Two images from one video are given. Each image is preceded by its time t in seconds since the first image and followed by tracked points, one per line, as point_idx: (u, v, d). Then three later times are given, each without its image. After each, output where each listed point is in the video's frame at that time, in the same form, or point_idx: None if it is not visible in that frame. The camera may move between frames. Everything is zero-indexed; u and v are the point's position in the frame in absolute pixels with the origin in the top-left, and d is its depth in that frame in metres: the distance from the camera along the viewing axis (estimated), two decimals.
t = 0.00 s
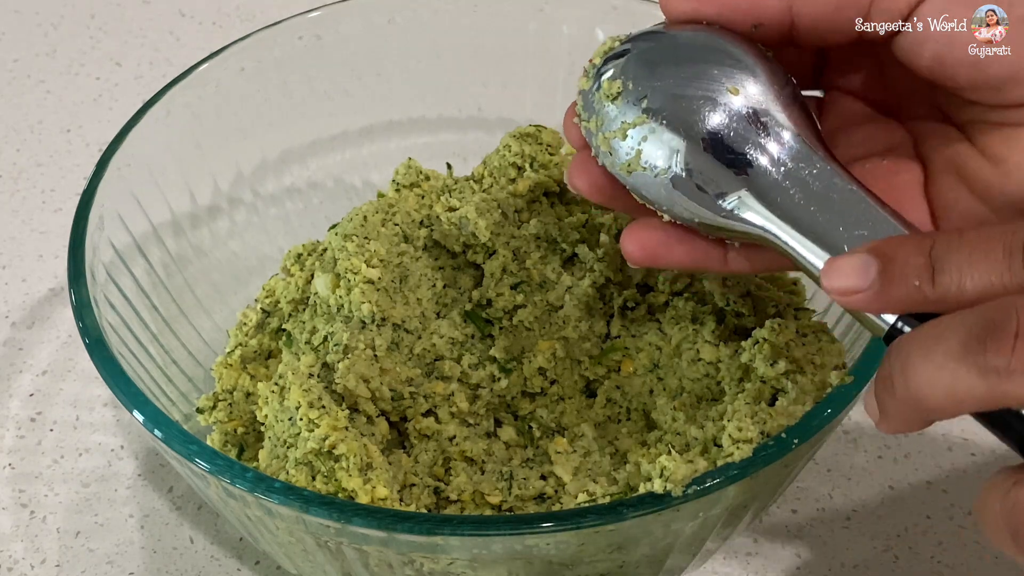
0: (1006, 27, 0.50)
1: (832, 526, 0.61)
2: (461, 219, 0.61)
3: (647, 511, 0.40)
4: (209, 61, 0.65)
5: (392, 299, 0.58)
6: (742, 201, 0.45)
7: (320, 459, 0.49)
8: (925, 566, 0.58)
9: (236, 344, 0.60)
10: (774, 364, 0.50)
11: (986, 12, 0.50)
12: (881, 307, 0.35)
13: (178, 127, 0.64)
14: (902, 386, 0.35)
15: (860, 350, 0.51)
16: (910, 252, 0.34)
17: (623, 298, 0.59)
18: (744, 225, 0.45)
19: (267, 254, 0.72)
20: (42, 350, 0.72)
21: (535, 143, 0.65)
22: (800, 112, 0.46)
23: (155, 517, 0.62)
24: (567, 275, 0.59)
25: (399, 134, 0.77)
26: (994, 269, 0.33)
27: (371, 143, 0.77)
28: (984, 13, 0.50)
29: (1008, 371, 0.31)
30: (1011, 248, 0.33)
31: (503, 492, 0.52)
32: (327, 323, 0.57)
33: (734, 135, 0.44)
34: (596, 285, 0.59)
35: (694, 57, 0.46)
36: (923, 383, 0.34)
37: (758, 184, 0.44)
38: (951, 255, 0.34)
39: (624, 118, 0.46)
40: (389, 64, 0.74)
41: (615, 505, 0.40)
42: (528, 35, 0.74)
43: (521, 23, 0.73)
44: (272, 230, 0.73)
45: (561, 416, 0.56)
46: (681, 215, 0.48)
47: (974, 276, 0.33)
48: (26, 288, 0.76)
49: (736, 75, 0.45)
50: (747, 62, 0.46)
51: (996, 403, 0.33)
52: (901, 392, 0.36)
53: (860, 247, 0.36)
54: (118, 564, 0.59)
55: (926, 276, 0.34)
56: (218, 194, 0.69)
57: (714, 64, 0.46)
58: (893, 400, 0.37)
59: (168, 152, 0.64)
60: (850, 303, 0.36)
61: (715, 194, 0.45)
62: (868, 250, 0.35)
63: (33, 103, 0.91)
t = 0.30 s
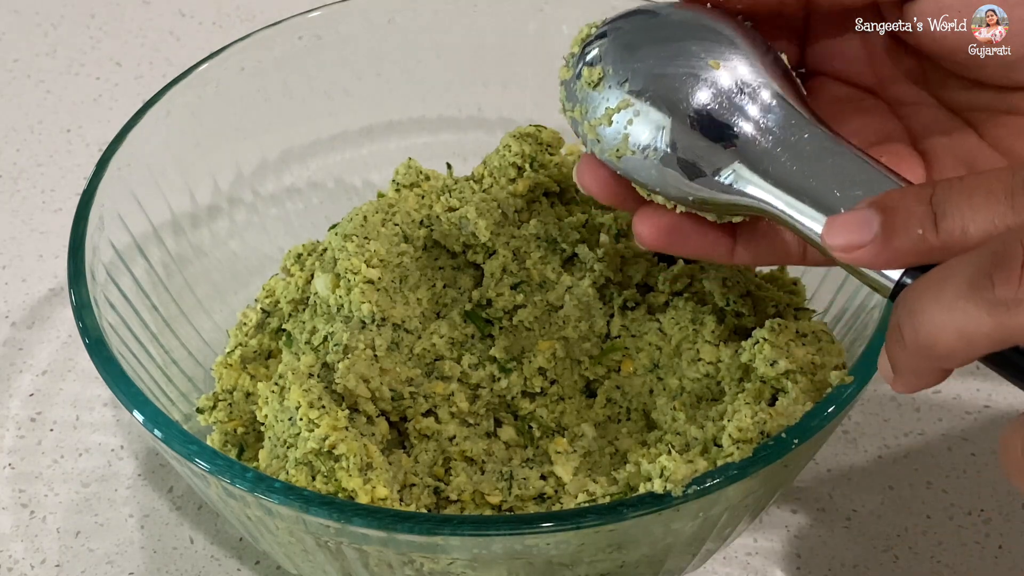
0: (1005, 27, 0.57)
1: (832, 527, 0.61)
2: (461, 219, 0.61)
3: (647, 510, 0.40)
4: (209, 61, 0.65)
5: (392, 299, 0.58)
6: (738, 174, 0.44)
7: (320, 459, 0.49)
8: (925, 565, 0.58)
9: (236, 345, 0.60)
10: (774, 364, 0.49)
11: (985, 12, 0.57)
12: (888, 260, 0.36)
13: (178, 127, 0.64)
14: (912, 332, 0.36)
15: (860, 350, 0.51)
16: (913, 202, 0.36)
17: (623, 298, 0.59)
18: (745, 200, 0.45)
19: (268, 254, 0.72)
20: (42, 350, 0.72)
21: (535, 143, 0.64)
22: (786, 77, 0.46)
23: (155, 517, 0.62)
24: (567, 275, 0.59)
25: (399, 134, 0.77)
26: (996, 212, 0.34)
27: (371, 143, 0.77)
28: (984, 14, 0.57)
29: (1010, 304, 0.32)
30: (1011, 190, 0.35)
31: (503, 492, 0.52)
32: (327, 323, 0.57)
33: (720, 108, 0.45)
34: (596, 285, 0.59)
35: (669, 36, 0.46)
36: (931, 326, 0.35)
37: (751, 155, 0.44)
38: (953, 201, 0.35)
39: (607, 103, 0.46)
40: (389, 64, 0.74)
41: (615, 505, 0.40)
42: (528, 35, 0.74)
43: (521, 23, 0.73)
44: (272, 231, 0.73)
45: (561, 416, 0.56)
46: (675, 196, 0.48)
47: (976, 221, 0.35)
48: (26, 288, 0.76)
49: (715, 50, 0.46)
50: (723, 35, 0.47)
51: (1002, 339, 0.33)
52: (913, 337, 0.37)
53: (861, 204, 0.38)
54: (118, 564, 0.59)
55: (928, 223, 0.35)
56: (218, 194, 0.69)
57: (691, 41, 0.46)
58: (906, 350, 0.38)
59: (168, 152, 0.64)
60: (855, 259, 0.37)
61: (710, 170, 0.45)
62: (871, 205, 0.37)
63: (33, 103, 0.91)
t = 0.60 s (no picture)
0: (1005, 27, 0.57)
1: (832, 527, 0.61)
2: (461, 220, 0.61)
3: (647, 511, 0.40)
4: (209, 61, 0.65)
5: (392, 299, 0.58)
6: (708, 176, 0.43)
7: (320, 459, 0.49)
8: (925, 566, 0.58)
9: (236, 345, 0.60)
10: (774, 364, 0.49)
11: (986, 13, 0.56)
12: (855, 259, 0.35)
13: (178, 127, 0.64)
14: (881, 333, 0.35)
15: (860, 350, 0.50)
16: (877, 199, 0.35)
17: (623, 298, 0.59)
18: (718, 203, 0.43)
19: (268, 254, 0.72)
20: (42, 350, 0.72)
21: (535, 142, 0.64)
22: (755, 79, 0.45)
23: (155, 516, 0.62)
24: (567, 274, 0.59)
25: (399, 134, 0.77)
26: (959, 201, 0.33)
27: (370, 143, 0.77)
28: (985, 14, 0.57)
29: (973, 297, 0.31)
30: (975, 179, 0.33)
31: (503, 492, 0.52)
32: (327, 323, 0.57)
33: (689, 116, 0.43)
34: (596, 285, 0.59)
35: (635, 46, 0.45)
36: (898, 325, 0.34)
37: (723, 159, 0.43)
38: (915, 194, 0.34)
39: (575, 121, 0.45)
40: (390, 64, 0.74)
41: (615, 505, 0.40)
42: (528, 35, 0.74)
43: (521, 23, 0.73)
44: (272, 231, 0.73)
45: (561, 416, 0.56)
46: (652, 208, 0.47)
47: (940, 212, 0.33)
48: (27, 288, 0.76)
49: (681, 57, 0.45)
50: (688, 41, 0.46)
51: (972, 328, 0.32)
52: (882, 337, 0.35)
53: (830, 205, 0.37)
54: (118, 564, 0.59)
55: (894, 219, 0.34)
56: (218, 194, 0.69)
57: (656, 49, 0.45)
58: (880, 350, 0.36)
59: (168, 152, 0.64)
60: (824, 261, 0.36)
61: (681, 176, 0.44)
62: (837, 205, 0.36)
63: (33, 103, 0.91)
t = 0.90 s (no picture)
0: (1005, 27, 0.61)
1: (832, 526, 0.61)
2: (461, 219, 0.60)
3: (647, 510, 0.40)
4: (209, 61, 0.65)
5: (392, 299, 0.58)
6: (645, 224, 0.40)
7: (320, 459, 0.49)
8: (926, 565, 0.58)
9: (236, 345, 0.60)
10: (775, 364, 0.49)
11: (987, 13, 0.61)
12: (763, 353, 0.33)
13: (179, 127, 0.64)
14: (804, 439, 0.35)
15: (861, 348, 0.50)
16: (774, 294, 0.32)
17: (623, 298, 0.57)
18: (653, 256, 0.39)
19: (267, 254, 0.72)
20: (42, 350, 0.72)
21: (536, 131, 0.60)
22: (681, 140, 0.44)
23: (155, 517, 0.62)
24: (566, 274, 0.58)
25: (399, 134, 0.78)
26: (857, 302, 0.31)
27: (370, 143, 0.77)
28: (985, 14, 0.61)
29: (882, 450, 0.31)
30: (871, 280, 0.31)
31: (503, 492, 0.53)
32: (327, 323, 0.57)
33: (600, 156, 0.42)
34: (596, 285, 0.57)
35: (539, 92, 0.43)
36: (809, 432, 0.33)
37: (640, 199, 0.40)
38: (813, 298, 0.31)
39: (486, 157, 0.43)
40: (390, 63, 0.74)
41: (615, 505, 0.40)
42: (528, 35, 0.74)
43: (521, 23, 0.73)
44: (272, 230, 0.73)
45: (561, 416, 0.56)
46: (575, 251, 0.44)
47: (839, 317, 0.31)
48: (27, 288, 0.76)
49: (607, 98, 0.43)
50: (618, 83, 0.44)
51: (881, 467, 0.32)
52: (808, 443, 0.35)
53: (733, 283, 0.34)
54: (118, 564, 0.59)
55: (794, 321, 0.32)
56: (218, 194, 0.69)
57: (579, 89, 0.43)
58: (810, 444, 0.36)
59: (168, 152, 0.64)
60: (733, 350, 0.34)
61: (612, 219, 0.41)
62: (739, 289, 0.33)
63: (33, 103, 0.91)
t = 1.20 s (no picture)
0: (1005, 27, 0.57)
1: (832, 526, 0.61)
2: (461, 220, 0.60)
3: (647, 511, 0.40)
4: (209, 61, 0.65)
5: (392, 299, 0.58)
6: (656, 250, 0.41)
7: (320, 459, 0.49)
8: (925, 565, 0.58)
9: (236, 344, 0.60)
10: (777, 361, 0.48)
11: (987, 12, 0.56)
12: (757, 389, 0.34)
13: (178, 127, 0.64)
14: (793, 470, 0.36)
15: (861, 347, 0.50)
16: (768, 342, 0.33)
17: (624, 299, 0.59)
18: (664, 283, 0.41)
19: (267, 254, 0.72)
20: (42, 350, 0.72)
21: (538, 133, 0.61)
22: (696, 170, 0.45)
23: (155, 517, 0.62)
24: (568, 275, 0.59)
25: (399, 134, 0.78)
26: (843, 357, 0.32)
27: (370, 143, 0.77)
28: (985, 14, 0.57)
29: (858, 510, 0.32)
30: (858, 335, 0.32)
31: (503, 492, 0.52)
32: (327, 323, 0.57)
33: (613, 175, 0.43)
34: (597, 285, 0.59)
35: (552, 107, 0.44)
36: (797, 476, 0.34)
37: (662, 227, 0.42)
38: (803, 347, 0.32)
39: (501, 170, 0.44)
40: (390, 64, 0.74)
41: (615, 505, 0.40)
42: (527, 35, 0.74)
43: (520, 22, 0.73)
44: (272, 230, 0.73)
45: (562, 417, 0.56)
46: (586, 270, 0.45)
47: (826, 368, 0.32)
48: (26, 288, 0.76)
49: (621, 121, 0.44)
50: (629, 108, 0.45)
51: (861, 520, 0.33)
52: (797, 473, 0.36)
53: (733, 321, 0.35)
54: (118, 564, 0.59)
55: (785, 364, 0.33)
56: (218, 194, 0.69)
57: (598, 112, 0.44)
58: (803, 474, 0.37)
59: (168, 153, 0.64)
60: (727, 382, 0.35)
61: (628, 247, 0.42)
62: (735, 328, 0.34)
63: (33, 103, 0.91)
